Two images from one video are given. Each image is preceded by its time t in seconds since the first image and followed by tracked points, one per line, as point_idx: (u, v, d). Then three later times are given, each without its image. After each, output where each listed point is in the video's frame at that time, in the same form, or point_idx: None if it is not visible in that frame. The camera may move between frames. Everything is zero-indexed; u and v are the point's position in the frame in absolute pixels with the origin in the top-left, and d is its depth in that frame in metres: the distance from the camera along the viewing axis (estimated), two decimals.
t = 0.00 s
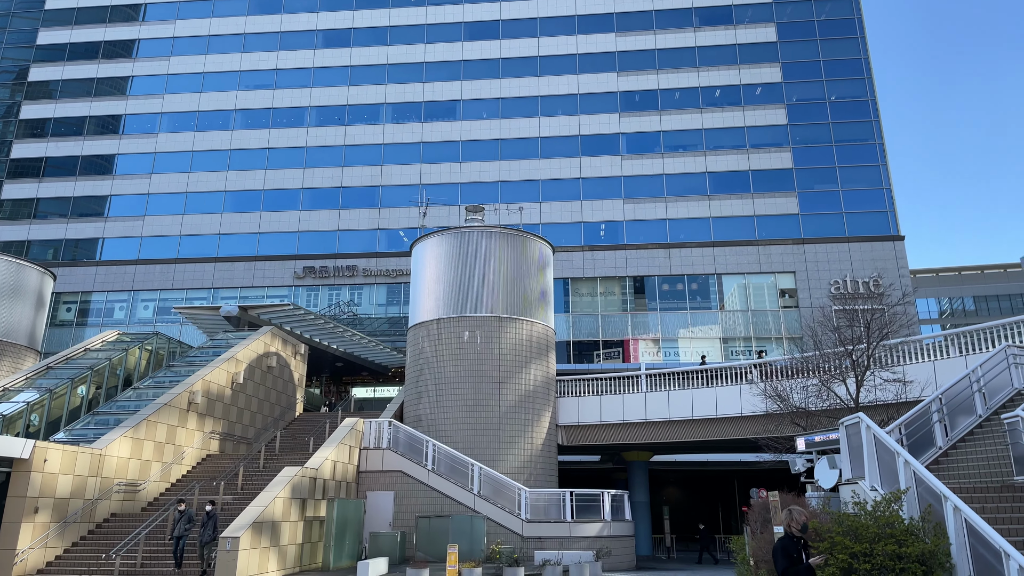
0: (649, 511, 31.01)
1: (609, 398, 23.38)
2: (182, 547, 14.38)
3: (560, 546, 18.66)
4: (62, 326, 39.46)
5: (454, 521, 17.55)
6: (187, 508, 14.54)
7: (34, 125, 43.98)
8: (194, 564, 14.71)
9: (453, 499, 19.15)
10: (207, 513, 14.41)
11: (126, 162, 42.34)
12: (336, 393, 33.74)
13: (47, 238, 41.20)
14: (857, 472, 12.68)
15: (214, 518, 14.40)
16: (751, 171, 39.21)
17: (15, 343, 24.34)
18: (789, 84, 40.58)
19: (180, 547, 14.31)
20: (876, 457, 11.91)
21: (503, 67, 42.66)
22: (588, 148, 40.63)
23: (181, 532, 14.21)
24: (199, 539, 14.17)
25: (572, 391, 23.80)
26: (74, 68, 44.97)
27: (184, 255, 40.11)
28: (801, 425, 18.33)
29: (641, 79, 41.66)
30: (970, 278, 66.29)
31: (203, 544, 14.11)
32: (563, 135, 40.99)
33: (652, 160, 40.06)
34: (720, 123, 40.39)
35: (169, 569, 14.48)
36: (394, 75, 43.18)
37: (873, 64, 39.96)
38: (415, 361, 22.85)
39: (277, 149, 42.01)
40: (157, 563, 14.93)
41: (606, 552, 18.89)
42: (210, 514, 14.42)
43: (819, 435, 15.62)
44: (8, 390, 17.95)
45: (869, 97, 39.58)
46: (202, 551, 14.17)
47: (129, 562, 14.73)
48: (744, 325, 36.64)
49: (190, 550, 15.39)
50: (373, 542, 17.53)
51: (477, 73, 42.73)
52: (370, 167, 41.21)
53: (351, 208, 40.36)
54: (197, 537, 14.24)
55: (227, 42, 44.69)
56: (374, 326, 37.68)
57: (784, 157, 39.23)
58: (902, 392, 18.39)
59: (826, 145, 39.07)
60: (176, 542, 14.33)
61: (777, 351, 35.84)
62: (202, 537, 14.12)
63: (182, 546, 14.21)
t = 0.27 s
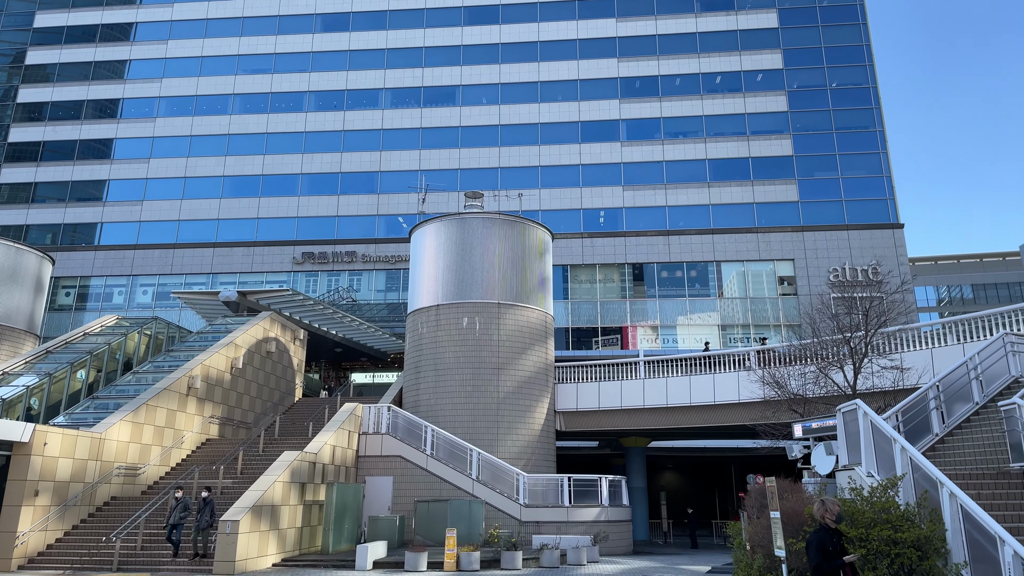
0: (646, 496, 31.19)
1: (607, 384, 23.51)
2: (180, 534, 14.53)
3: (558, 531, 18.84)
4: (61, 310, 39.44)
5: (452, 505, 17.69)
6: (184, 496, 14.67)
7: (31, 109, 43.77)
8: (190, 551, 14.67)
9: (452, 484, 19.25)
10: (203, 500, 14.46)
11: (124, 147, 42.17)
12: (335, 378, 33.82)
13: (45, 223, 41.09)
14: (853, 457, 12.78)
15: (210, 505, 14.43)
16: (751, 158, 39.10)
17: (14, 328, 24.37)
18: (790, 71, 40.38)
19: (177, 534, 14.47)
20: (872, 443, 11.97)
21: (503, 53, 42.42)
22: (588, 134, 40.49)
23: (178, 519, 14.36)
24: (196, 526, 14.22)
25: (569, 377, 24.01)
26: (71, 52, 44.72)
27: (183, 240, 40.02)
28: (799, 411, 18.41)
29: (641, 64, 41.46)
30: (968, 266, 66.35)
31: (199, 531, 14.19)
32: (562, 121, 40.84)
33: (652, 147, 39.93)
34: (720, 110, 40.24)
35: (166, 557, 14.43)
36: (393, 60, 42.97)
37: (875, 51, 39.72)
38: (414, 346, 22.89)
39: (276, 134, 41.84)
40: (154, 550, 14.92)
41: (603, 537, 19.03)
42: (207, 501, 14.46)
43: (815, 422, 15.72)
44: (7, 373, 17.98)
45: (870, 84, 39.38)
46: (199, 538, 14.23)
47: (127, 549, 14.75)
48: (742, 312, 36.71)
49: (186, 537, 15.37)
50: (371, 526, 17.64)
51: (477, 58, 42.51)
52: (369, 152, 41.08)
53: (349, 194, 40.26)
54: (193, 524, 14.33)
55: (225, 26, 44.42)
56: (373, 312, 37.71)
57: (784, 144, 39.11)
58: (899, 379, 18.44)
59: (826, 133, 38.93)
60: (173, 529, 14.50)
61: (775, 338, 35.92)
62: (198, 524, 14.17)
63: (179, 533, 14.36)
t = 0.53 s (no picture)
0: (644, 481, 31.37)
1: (606, 370, 23.59)
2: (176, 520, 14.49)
3: (557, 515, 18.96)
4: (61, 294, 39.46)
5: (451, 489, 17.80)
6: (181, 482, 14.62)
7: (30, 92, 43.57)
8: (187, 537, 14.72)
9: (451, 469, 19.35)
10: (199, 487, 14.38)
11: (123, 130, 42.01)
12: (335, 363, 33.90)
13: (45, 206, 41.02)
14: (850, 443, 12.86)
15: (206, 493, 14.35)
16: (753, 144, 38.97)
17: (14, 311, 24.41)
18: (792, 57, 40.15)
19: (173, 519, 14.46)
20: (870, 429, 12.02)
21: (504, 37, 42.16)
22: (588, 120, 40.33)
23: (173, 506, 14.31)
24: (192, 513, 14.17)
25: (569, 363, 24.08)
26: (69, 34, 44.46)
27: (182, 224, 39.97)
28: (797, 397, 18.47)
29: (642, 49, 41.22)
30: (968, 253, 66.31)
31: (195, 518, 14.14)
32: (563, 106, 40.66)
33: (653, 132, 39.79)
34: (722, 95, 40.06)
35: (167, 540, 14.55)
36: (393, 44, 42.71)
37: (878, 36, 39.45)
38: (414, 331, 22.93)
39: (275, 118, 41.67)
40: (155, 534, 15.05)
41: (602, 521, 19.16)
42: (203, 488, 14.37)
43: (814, 408, 15.81)
44: (8, 357, 18.02)
45: (872, 70, 39.15)
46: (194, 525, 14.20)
47: (127, 533, 14.82)
48: (742, 299, 36.75)
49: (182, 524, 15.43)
50: (371, 510, 17.74)
51: (477, 42, 42.24)
52: (368, 137, 40.94)
53: (349, 178, 40.15)
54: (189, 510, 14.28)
55: (224, 9, 44.12)
56: (373, 297, 37.74)
57: (786, 130, 38.97)
58: (898, 365, 18.48)
59: (828, 119, 38.75)
60: (169, 515, 14.45)
61: (775, 325, 35.98)
62: (194, 511, 14.12)
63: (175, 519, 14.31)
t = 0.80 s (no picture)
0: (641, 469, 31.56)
1: (604, 358, 23.68)
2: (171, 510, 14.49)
3: (554, 501, 19.08)
4: (59, 280, 39.40)
5: (449, 476, 17.87)
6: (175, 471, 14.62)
7: (27, 77, 43.35)
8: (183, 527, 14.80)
9: (449, 455, 19.41)
10: (194, 477, 14.21)
11: (121, 116, 41.81)
12: (334, 350, 33.96)
13: (42, 192, 40.88)
14: (846, 431, 12.94)
15: (200, 482, 14.14)
16: (752, 133, 38.88)
17: (13, 297, 24.43)
18: (793, 45, 39.96)
19: (167, 510, 14.37)
20: (867, 418, 12.07)
21: (503, 23, 41.93)
22: (588, 107, 40.19)
23: (168, 496, 14.32)
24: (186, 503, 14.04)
25: (567, 351, 24.16)
26: (66, 19, 44.17)
27: (180, 211, 39.86)
28: (794, 386, 18.52)
29: (643, 37, 41.03)
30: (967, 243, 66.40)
31: (189, 508, 13.93)
32: (563, 94, 40.51)
33: (653, 121, 39.67)
34: (722, 83, 39.92)
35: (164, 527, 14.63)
36: (392, 30, 42.46)
37: (879, 25, 39.24)
38: (413, 319, 22.96)
39: (274, 105, 41.48)
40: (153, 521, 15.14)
41: (599, 508, 19.28)
42: (198, 477, 14.18)
43: (810, 397, 15.90)
44: (7, 343, 18.04)
45: (873, 58, 38.97)
46: (190, 515, 14.00)
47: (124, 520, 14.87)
48: (740, 288, 36.82)
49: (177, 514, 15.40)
50: (369, 496, 17.80)
51: (477, 29, 42.02)
52: (367, 123, 40.78)
53: (348, 165, 40.04)
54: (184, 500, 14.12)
55: None
56: (371, 284, 37.73)
57: (786, 119, 38.86)
58: (895, 354, 18.54)
59: (828, 108, 38.63)
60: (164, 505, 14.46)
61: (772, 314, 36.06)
62: (188, 501, 13.90)
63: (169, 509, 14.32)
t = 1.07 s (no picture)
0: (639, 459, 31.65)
1: (603, 348, 23.71)
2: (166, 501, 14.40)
3: (552, 490, 19.13)
4: (58, 269, 39.34)
5: (449, 465, 17.92)
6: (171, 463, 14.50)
7: (24, 65, 43.16)
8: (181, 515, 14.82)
9: (448, 444, 19.46)
10: (190, 469, 14.22)
11: (119, 104, 41.64)
12: (333, 340, 33.98)
13: (41, 180, 40.76)
14: (844, 421, 12.99)
15: (197, 475, 14.15)
16: (752, 124, 38.78)
17: (11, 286, 24.45)
18: (794, 35, 39.79)
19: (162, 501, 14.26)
20: (865, 408, 12.10)
21: (503, 12, 41.72)
22: (588, 97, 40.05)
23: (163, 488, 14.21)
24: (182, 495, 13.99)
25: (566, 341, 24.19)
26: (63, 6, 43.93)
27: (179, 200, 39.77)
28: (793, 376, 18.56)
29: (643, 26, 40.84)
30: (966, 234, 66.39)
31: (186, 500, 13.97)
32: (562, 83, 40.36)
33: (653, 111, 39.54)
34: (722, 73, 39.78)
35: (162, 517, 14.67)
36: (391, 18, 42.24)
37: (880, 15, 39.04)
38: (412, 309, 22.96)
39: (272, 93, 41.32)
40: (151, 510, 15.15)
41: (597, 497, 19.35)
42: (193, 470, 14.20)
43: (808, 387, 15.94)
44: (6, 331, 18.04)
45: (874, 49, 38.80)
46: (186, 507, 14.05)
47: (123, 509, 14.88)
48: (739, 279, 36.85)
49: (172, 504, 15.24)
50: (369, 485, 17.86)
51: (476, 18, 41.82)
52: (366, 112, 40.63)
53: (346, 154, 39.92)
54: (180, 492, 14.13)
55: None
56: (370, 274, 37.71)
57: (786, 109, 38.75)
58: (893, 345, 18.57)
59: (828, 98, 38.51)
60: (159, 497, 14.35)
61: (771, 305, 36.09)
62: (184, 493, 13.93)
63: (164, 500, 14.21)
